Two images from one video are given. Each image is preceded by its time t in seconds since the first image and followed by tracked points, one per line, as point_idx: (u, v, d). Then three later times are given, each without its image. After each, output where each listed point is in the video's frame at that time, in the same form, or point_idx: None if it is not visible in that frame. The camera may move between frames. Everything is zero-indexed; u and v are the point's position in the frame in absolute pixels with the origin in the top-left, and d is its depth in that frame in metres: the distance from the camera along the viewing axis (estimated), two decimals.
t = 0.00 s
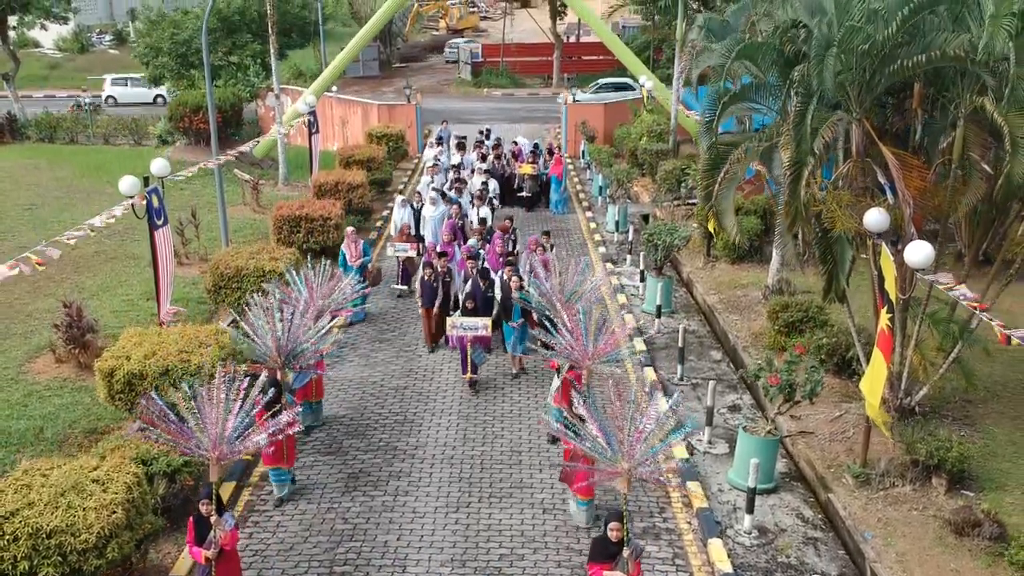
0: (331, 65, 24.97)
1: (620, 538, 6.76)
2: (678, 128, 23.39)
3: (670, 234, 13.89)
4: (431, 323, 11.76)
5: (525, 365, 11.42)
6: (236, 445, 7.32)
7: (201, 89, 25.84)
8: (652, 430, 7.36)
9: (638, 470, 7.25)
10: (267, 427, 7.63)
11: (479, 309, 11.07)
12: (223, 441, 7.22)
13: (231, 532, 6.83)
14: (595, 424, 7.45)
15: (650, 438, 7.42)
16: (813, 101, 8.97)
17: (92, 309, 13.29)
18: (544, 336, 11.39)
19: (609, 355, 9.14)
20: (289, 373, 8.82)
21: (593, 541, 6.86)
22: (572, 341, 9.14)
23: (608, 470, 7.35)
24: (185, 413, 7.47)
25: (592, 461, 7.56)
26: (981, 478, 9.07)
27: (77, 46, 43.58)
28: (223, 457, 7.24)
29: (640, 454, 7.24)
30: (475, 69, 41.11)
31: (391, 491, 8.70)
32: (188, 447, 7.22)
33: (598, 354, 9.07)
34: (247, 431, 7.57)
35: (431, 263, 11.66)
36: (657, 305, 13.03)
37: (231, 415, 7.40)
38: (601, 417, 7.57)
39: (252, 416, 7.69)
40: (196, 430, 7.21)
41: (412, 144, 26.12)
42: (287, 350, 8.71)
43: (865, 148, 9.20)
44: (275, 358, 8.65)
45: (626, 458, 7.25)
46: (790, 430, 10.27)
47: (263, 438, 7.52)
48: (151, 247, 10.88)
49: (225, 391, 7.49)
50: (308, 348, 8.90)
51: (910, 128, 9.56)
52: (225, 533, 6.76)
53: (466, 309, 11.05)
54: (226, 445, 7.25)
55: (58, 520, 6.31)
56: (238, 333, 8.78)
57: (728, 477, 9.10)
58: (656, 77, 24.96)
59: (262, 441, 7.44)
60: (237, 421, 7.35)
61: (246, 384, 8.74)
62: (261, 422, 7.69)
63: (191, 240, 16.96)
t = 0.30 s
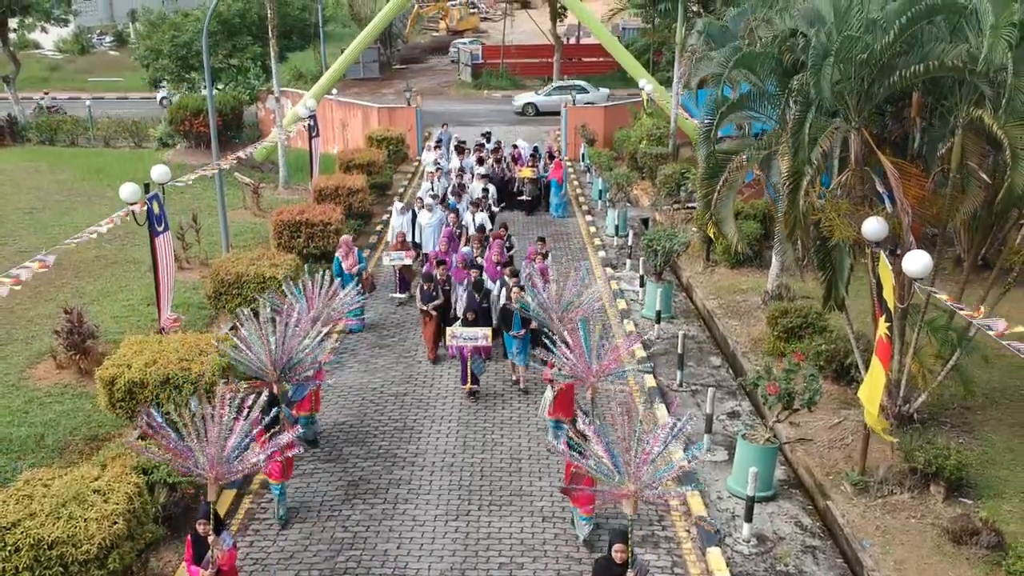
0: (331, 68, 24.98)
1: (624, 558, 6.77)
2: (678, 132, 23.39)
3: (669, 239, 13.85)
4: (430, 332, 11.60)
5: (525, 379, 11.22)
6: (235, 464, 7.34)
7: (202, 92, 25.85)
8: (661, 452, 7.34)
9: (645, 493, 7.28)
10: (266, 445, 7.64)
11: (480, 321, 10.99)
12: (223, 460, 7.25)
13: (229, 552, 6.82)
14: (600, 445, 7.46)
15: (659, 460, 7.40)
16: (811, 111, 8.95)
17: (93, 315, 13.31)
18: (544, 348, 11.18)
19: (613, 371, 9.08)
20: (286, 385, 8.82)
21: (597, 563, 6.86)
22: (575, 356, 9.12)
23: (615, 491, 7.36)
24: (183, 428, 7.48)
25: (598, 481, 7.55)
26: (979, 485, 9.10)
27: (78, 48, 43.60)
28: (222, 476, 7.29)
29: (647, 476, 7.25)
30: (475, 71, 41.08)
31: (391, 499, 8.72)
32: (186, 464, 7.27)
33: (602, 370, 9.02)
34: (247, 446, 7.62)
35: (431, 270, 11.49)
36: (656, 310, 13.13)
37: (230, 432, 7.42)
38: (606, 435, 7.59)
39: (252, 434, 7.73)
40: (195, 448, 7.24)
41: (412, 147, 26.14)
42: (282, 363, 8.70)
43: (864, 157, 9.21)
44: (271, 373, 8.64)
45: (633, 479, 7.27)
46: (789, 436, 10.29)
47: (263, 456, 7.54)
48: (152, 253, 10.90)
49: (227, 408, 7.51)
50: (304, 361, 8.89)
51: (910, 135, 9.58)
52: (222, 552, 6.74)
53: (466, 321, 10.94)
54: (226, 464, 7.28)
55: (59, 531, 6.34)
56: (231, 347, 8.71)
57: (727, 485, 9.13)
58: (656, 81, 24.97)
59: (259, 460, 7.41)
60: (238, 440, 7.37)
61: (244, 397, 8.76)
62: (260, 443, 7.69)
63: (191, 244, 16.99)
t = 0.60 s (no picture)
0: (331, 71, 25.01)
1: None
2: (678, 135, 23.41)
3: (669, 244, 13.87)
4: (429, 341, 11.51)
5: (525, 390, 11.15)
6: (229, 489, 7.38)
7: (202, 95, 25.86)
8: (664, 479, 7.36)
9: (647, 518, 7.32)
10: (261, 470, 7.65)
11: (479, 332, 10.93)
12: (216, 486, 7.30)
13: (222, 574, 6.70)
14: (605, 469, 7.43)
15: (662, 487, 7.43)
16: (810, 121, 8.97)
17: (93, 321, 13.33)
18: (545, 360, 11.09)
19: (618, 385, 9.30)
20: (281, 405, 8.81)
21: None
22: (580, 370, 9.34)
23: (619, 517, 7.40)
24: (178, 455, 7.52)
25: (602, 506, 7.60)
26: (978, 493, 9.12)
27: (78, 49, 43.53)
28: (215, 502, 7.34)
29: (648, 502, 7.29)
30: (475, 73, 41.06)
31: (391, 507, 8.75)
32: (182, 490, 7.31)
33: (607, 383, 9.28)
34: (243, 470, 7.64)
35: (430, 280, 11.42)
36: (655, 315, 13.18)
37: (224, 457, 7.47)
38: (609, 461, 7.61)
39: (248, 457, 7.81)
40: (190, 474, 7.29)
41: (412, 150, 26.18)
42: (276, 384, 8.68)
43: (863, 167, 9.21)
44: (264, 394, 8.64)
45: (636, 504, 7.30)
46: (788, 443, 10.32)
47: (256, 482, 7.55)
48: (152, 260, 10.91)
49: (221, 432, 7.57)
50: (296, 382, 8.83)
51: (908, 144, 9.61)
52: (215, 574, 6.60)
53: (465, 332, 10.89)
54: (220, 491, 7.33)
55: (61, 542, 6.38)
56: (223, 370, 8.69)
57: (727, 492, 9.16)
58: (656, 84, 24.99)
59: (253, 485, 7.48)
60: (232, 464, 7.41)
61: (236, 415, 8.79)
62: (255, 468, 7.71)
63: (192, 249, 17.01)
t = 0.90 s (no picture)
0: (331, 74, 25.02)
1: None
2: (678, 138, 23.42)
3: (669, 249, 13.88)
4: (428, 350, 11.54)
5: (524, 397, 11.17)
6: (218, 508, 7.07)
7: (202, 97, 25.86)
8: (663, 498, 7.33)
9: (647, 539, 7.31)
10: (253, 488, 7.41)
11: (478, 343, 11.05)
12: (206, 506, 6.97)
13: None
14: (604, 490, 7.40)
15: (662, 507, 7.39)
16: (809, 130, 8.98)
17: (94, 326, 13.34)
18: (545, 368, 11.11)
19: (625, 402, 9.14)
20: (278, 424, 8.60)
21: None
22: (587, 384, 9.19)
23: (619, 538, 7.38)
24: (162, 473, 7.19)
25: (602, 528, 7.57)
26: (976, 500, 9.14)
27: (78, 51, 43.44)
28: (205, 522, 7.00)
29: (649, 523, 7.27)
30: (475, 74, 41.06)
31: (391, 514, 8.78)
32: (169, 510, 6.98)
33: (615, 400, 9.13)
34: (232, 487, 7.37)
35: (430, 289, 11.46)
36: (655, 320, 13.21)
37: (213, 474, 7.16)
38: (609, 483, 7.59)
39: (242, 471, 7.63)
40: (179, 493, 6.97)
41: (412, 152, 26.22)
42: (273, 403, 8.47)
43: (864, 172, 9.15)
44: (261, 413, 8.42)
45: (636, 526, 7.27)
46: (788, 449, 10.34)
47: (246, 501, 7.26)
48: (153, 267, 10.93)
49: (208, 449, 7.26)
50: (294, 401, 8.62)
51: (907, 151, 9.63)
52: None
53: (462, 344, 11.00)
54: (209, 509, 7.00)
55: (62, 552, 6.41)
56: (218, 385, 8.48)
57: (726, 500, 9.18)
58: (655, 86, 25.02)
59: (244, 504, 7.20)
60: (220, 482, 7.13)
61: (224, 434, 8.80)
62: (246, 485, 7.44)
63: (192, 253, 17.02)
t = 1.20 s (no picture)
0: (332, 78, 25.09)
1: None
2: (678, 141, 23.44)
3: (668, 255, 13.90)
4: (428, 360, 11.43)
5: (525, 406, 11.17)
6: (213, 526, 7.16)
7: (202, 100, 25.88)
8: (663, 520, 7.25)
9: (647, 560, 7.25)
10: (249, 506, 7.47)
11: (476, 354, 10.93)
12: (200, 527, 7.07)
13: None
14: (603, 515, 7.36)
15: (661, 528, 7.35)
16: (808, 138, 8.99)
17: (94, 331, 13.37)
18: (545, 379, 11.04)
19: (630, 422, 9.10)
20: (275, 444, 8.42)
21: None
22: (594, 401, 9.16)
23: (618, 559, 7.35)
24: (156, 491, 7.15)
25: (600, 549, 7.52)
26: (975, 507, 9.16)
27: (78, 53, 43.36)
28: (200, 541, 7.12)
29: (649, 544, 7.22)
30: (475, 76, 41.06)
31: (391, 521, 8.81)
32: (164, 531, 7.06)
33: (621, 420, 9.11)
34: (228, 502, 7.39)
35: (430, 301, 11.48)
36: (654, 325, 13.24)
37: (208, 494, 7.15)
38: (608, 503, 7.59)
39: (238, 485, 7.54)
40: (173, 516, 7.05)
41: (413, 155, 26.33)
42: (270, 424, 8.30)
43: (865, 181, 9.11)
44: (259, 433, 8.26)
45: (636, 548, 7.21)
46: (788, 456, 10.37)
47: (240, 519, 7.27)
48: (154, 273, 10.96)
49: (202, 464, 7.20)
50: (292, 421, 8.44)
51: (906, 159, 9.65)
52: None
53: (462, 354, 10.74)
54: (203, 529, 7.10)
55: (63, 563, 6.47)
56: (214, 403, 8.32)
57: (726, 508, 9.21)
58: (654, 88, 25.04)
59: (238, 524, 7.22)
60: (216, 503, 7.18)
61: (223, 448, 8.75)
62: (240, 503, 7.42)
63: (193, 257, 17.05)
